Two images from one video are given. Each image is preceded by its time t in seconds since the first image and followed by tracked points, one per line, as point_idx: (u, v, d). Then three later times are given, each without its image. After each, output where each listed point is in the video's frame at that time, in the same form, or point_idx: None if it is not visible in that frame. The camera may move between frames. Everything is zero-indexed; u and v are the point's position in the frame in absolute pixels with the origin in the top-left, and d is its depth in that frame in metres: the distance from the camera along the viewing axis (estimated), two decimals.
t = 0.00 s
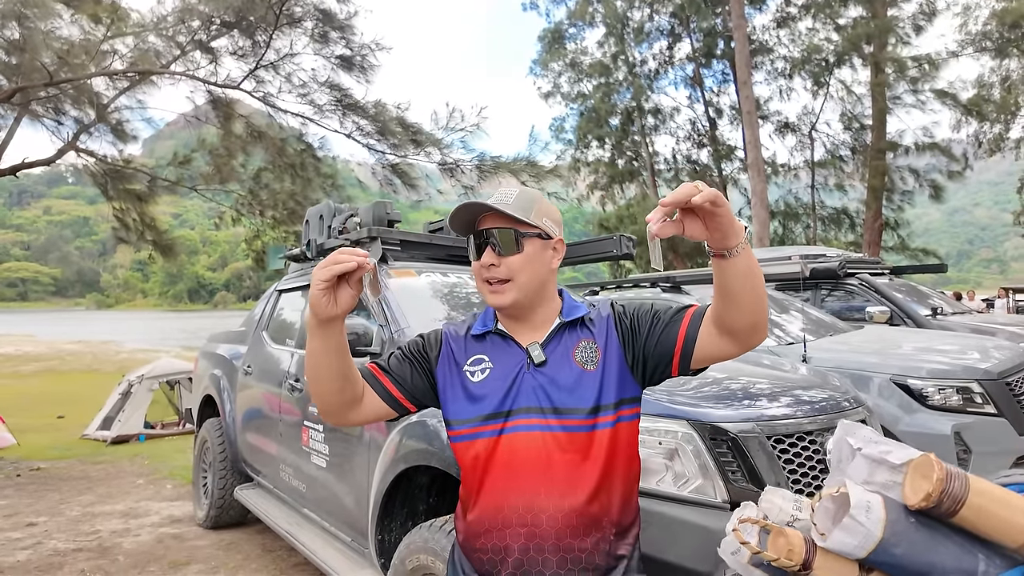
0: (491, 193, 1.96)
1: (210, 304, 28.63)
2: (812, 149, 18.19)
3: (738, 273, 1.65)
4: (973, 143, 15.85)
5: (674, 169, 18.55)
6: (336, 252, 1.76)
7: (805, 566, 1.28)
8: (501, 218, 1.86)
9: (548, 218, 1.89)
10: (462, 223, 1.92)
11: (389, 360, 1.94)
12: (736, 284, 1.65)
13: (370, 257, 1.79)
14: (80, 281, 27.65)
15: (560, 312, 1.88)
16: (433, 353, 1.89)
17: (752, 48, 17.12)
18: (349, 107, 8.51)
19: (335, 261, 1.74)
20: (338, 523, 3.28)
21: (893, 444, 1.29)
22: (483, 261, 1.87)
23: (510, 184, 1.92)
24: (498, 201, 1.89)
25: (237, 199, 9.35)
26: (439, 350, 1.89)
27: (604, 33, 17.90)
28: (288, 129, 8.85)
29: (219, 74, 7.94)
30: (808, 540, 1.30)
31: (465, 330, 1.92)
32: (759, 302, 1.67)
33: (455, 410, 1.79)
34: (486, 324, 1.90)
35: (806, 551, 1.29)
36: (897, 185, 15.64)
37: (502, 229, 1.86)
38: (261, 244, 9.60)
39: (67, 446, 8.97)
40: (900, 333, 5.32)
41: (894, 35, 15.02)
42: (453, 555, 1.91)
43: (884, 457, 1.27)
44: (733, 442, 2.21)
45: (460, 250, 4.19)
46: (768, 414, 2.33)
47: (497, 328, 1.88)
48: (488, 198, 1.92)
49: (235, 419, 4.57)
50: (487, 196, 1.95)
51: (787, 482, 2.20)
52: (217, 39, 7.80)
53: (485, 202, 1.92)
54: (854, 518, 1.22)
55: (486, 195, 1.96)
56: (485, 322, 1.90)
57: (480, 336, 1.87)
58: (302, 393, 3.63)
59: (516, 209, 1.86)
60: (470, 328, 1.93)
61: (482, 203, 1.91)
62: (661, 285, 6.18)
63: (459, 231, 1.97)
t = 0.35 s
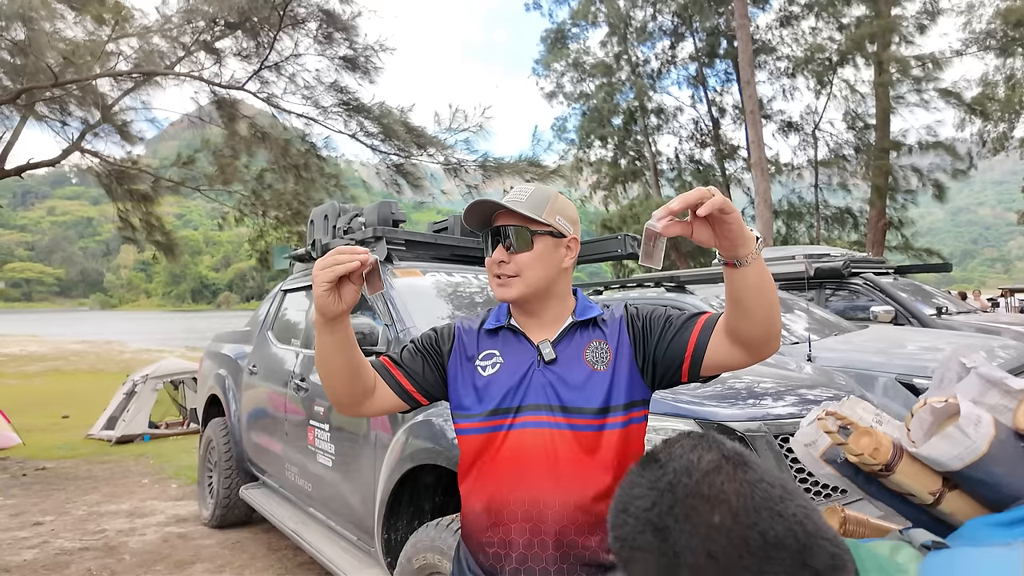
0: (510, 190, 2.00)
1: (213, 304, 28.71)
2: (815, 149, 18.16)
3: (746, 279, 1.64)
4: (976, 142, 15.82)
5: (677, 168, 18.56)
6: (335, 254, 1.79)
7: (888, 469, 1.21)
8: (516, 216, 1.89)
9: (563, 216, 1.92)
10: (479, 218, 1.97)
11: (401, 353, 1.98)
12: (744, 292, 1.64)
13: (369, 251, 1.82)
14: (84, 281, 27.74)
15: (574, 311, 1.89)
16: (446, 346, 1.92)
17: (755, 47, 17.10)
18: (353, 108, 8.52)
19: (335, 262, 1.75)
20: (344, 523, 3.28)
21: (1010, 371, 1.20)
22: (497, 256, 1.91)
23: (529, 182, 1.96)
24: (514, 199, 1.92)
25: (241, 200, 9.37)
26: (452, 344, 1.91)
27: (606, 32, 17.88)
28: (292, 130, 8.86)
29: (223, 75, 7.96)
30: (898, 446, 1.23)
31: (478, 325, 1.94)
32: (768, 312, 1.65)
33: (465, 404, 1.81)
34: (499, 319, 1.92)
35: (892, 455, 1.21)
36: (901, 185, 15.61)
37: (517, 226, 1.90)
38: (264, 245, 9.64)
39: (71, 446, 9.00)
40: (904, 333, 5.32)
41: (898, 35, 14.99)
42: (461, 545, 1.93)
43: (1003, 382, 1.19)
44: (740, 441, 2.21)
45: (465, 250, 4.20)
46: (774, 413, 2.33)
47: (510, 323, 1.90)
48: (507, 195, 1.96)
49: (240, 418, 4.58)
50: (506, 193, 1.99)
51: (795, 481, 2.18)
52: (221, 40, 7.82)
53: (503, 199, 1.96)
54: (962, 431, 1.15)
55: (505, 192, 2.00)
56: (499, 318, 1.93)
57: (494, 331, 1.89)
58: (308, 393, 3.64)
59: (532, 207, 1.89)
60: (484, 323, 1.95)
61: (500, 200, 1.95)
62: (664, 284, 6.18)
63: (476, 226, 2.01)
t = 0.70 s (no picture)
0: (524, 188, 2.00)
1: (216, 304, 28.79)
2: (818, 147, 18.12)
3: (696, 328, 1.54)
4: (980, 140, 15.77)
5: (679, 168, 18.55)
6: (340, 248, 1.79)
7: None
8: (527, 214, 1.89)
9: (575, 214, 1.90)
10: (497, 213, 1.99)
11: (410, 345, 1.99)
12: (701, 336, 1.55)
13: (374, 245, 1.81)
14: (88, 281, 27.83)
15: (583, 311, 1.90)
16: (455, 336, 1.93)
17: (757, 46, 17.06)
18: (355, 107, 8.53)
19: (341, 257, 1.75)
20: (345, 522, 3.28)
21: None
22: (508, 253, 1.92)
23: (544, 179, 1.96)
24: (526, 198, 1.92)
25: (244, 200, 9.42)
26: (461, 335, 1.93)
27: (608, 31, 17.85)
28: (294, 129, 8.87)
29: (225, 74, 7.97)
30: None
31: (488, 317, 1.95)
32: (719, 369, 1.54)
33: (470, 393, 1.82)
34: (509, 312, 1.93)
35: None
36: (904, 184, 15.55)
37: (529, 224, 1.89)
38: (266, 245, 9.67)
39: (75, 445, 9.04)
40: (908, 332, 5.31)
41: (900, 33, 14.95)
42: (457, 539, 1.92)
43: None
44: (741, 440, 2.18)
45: (467, 249, 4.20)
46: (775, 411, 2.30)
47: (519, 317, 1.91)
48: (519, 193, 1.96)
49: (242, 418, 4.59)
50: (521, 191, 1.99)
51: (796, 479, 2.16)
52: (223, 39, 7.83)
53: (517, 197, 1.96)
54: None
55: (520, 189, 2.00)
56: (508, 312, 1.94)
57: (504, 323, 1.90)
58: (309, 392, 3.64)
59: (543, 205, 1.88)
60: (493, 316, 1.97)
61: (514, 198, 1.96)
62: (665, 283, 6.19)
63: (494, 223, 2.03)
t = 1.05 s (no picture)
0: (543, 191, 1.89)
1: (217, 303, 28.85)
2: (820, 146, 18.09)
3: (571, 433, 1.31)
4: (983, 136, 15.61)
5: (681, 166, 18.53)
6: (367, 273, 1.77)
7: None
8: (557, 219, 1.78)
9: (603, 219, 1.82)
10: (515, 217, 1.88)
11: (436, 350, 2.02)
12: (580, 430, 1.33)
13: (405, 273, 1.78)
14: (89, 280, 27.90)
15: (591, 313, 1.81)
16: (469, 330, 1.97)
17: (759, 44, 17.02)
18: (355, 105, 8.48)
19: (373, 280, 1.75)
20: (345, 522, 3.28)
21: None
22: (534, 260, 1.81)
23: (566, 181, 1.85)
24: (551, 202, 1.81)
25: (245, 199, 9.45)
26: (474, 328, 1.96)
27: (610, 29, 17.84)
28: (295, 128, 8.86)
29: (226, 74, 7.97)
30: None
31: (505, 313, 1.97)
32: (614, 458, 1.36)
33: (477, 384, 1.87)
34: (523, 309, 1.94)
35: None
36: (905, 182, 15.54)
37: (557, 230, 1.79)
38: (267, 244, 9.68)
39: (76, 444, 9.04)
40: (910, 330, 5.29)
41: (902, 30, 14.91)
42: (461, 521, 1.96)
43: None
44: (740, 439, 2.17)
45: (467, 248, 4.19)
46: (775, 410, 2.28)
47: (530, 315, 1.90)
48: (542, 198, 1.84)
49: (242, 417, 4.59)
50: (541, 195, 1.87)
51: (795, 479, 2.14)
52: (223, 38, 7.81)
53: (539, 202, 1.85)
54: None
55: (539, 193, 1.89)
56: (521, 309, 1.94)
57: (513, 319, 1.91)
58: (309, 392, 3.64)
59: (573, 210, 1.78)
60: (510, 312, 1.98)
61: (536, 203, 1.84)
62: (666, 282, 6.17)
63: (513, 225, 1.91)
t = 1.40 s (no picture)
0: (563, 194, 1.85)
1: (219, 302, 28.98)
2: (820, 146, 18.10)
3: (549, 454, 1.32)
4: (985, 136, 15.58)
5: (681, 166, 18.56)
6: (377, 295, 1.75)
7: None
8: (581, 223, 1.75)
9: (626, 221, 1.80)
10: (538, 220, 1.85)
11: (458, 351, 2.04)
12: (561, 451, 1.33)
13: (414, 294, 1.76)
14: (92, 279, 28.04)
15: (602, 316, 1.76)
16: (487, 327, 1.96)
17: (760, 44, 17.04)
18: (357, 106, 8.50)
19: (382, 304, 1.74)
20: (349, 518, 3.31)
21: None
22: (557, 265, 1.77)
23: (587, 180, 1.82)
24: (574, 206, 1.78)
25: (248, 199, 9.51)
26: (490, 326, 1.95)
27: (611, 29, 17.88)
28: (298, 129, 8.91)
29: (229, 74, 8.01)
30: None
31: (520, 312, 1.95)
32: (600, 476, 1.36)
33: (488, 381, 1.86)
34: (537, 308, 1.91)
35: None
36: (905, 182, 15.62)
37: (580, 235, 1.76)
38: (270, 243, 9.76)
39: (80, 442, 9.10)
40: (909, 329, 5.33)
41: (903, 31, 14.93)
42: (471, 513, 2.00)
43: None
44: (741, 437, 2.20)
45: (469, 247, 4.23)
46: (776, 409, 2.31)
47: (543, 313, 1.87)
48: (563, 202, 1.81)
49: (246, 415, 4.63)
50: (561, 197, 1.84)
51: (796, 477, 2.17)
52: (227, 39, 7.84)
53: (560, 206, 1.81)
54: None
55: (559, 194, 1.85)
56: (537, 308, 1.91)
57: (527, 318, 1.89)
58: (313, 390, 3.67)
59: (598, 213, 1.76)
60: (525, 310, 1.96)
61: (558, 207, 1.81)
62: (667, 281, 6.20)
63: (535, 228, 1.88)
